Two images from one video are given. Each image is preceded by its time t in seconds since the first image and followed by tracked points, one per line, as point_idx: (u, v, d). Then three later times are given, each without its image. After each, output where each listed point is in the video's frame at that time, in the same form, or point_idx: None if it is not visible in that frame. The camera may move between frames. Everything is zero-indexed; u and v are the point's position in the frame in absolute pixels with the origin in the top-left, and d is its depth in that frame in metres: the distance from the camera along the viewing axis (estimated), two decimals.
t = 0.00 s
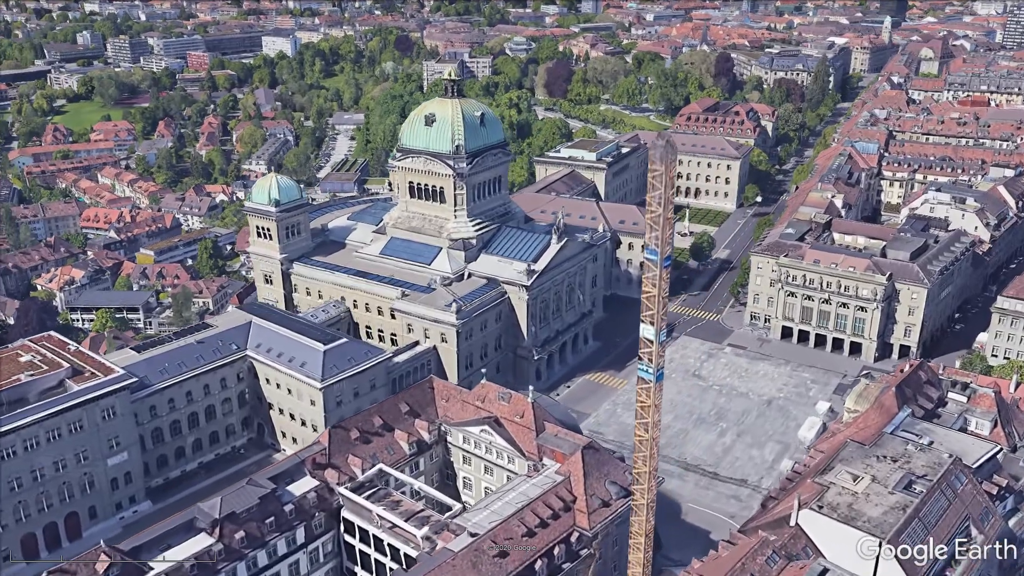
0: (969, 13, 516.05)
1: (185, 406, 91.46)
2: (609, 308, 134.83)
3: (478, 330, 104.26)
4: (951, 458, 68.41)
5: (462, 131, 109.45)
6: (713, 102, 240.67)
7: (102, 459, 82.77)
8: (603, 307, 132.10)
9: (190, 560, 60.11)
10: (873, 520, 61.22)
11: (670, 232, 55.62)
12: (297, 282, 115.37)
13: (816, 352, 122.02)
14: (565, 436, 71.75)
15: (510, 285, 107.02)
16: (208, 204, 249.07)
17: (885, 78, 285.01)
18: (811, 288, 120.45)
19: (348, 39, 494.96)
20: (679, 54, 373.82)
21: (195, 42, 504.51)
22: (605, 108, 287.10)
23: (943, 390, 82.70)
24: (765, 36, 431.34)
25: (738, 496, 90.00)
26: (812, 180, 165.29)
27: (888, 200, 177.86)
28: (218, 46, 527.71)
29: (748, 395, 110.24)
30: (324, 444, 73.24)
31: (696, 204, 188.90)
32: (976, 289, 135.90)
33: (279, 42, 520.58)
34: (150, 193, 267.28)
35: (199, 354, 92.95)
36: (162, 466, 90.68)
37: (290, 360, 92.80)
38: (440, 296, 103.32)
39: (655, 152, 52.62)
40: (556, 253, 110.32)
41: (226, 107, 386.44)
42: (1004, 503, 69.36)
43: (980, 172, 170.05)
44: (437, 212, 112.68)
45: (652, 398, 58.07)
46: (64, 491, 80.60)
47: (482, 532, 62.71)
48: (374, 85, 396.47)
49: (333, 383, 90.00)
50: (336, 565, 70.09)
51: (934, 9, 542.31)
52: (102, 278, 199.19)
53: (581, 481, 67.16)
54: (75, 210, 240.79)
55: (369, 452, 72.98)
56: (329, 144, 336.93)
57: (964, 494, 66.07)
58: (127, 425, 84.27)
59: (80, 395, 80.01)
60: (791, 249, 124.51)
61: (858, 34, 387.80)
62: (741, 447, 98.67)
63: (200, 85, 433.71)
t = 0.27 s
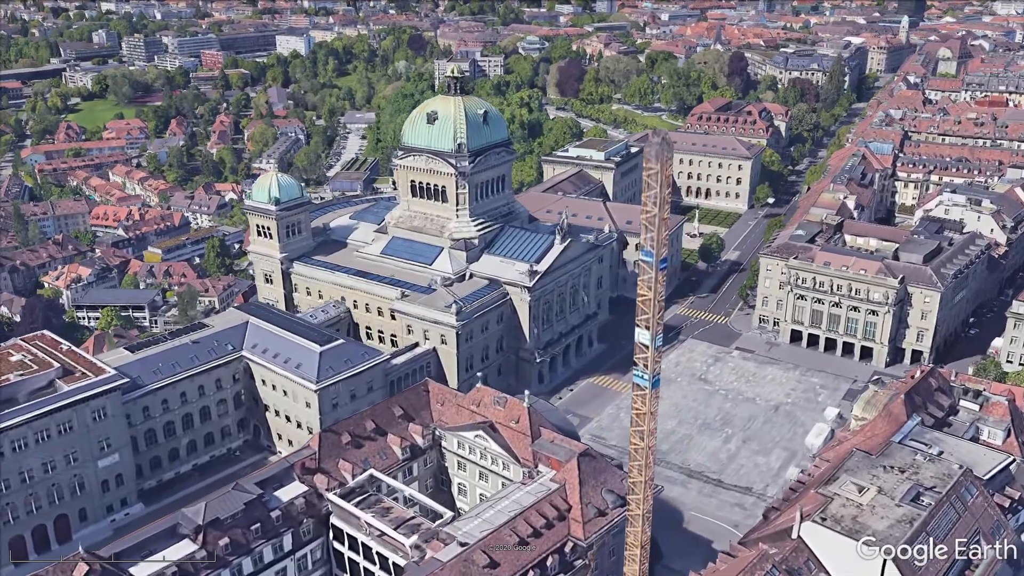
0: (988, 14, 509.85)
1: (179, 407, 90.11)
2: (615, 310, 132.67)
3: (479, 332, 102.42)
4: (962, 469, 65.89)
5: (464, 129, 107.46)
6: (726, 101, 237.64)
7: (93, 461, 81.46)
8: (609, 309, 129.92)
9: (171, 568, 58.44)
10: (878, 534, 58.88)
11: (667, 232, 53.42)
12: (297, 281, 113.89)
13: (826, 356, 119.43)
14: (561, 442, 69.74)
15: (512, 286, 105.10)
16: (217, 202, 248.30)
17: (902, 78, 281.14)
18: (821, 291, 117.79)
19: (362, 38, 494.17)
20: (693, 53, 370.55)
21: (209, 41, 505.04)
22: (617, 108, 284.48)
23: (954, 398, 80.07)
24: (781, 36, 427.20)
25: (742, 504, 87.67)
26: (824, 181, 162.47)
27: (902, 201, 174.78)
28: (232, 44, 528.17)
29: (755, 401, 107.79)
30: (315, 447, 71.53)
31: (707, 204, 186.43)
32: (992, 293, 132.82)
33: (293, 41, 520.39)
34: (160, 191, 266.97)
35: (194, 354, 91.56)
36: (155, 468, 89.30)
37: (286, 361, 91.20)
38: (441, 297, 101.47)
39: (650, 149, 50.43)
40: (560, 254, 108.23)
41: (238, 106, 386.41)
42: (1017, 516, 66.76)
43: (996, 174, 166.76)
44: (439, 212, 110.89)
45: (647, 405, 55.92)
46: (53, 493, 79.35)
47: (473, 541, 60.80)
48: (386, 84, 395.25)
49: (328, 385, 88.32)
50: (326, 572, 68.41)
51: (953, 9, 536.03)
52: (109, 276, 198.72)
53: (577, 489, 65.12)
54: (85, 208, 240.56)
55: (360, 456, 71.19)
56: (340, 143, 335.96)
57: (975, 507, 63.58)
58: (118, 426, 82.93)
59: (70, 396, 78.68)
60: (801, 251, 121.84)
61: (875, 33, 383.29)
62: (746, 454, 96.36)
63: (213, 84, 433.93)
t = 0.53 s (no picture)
0: (1009, 14, 503.21)
1: (173, 408, 88.77)
2: (621, 312, 130.52)
3: (480, 334, 100.56)
4: (971, 480, 63.51)
5: (467, 127, 105.54)
6: (739, 101, 234.76)
7: (83, 462, 80.17)
8: (614, 311, 127.73)
9: (151, 575, 56.82)
10: (882, 548, 56.61)
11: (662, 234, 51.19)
12: (297, 281, 112.50)
13: (836, 361, 116.79)
14: (556, 448, 67.69)
15: (514, 287, 103.15)
16: (227, 200, 247.57)
17: (919, 78, 277.04)
18: (831, 295, 115.16)
19: (376, 37, 493.35)
20: (707, 52, 367.31)
21: (224, 40, 505.54)
22: (629, 108, 281.93)
23: (966, 406, 77.55)
24: (797, 36, 422.96)
25: (746, 513, 85.32)
26: (837, 181, 159.66)
27: (917, 203, 171.81)
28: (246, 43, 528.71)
29: (762, 406, 105.34)
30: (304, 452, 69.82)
31: (717, 205, 184.03)
32: (1007, 297, 129.81)
33: (307, 40, 520.09)
34: (170, 189, 266.72)
35: (189, 354, 90.19)
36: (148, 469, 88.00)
37: (282, 362, 89.61)
38: (441, 298, 99.65)
39: (644, 147, 48.18)
40: (563, 255, 106.14)
41: (251, 104, 386.31)
42: None
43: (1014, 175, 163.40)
44: (440, 211, 109.12)
45: (641, 413, 53.84)
46: (42, 494, 78.16)
47: (462, 551, 58.95)
48: (398, 83, 394.10)
49: (323, 387, 86.68)
50: None
51: (972, 8, 529.36)
52: (116, 274, 198.30)
53: (571, 498, 63.16)
54: (94, 205, 240.42)
55: (351, 461, 69.47)
56: (351, 142, 335.07)
57: (985, 520, 61.17)
58: (110, 427, 81.67)
59: (59, 396, 77.38)
60: (811, 253, 119.24)
61: (892, 33, 378.48)
62: (751, 460, 94.04)
63: (227, 82, 434.17)
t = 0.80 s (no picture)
0: None
1: (167, 409, 87.45)
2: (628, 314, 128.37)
3: (480, 336, 98.70)
4: (981, 493, 61.10)
5: (469, 125, 103.77)
6: (752, 101, 231.89)
7: (73, 464, 78.97)
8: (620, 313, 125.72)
9: None
10: (886, 564, 54.36)
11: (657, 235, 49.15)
12: (298, 280, 111.09)
13: (846, 366, 114.18)
14: (551, 455, 65.73)
15: (516, 288, 101.26)
16: (236, 199, 246.90)
17: (936, 78, 272.94)
18: (842, 298, 112.53)
19: (390, 36, 492.32)
20: (722, 52, 363.83)
21: (239, 39, 505.64)
22: (642, 107, 279.19)
23: (977, 415, 75.02)
24: (813, 36, 418.66)
25: (749, 522, 83.03)
26: (850, 182, 156.91)
27: (932, 205, 168.68)
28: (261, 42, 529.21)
29: (769, 412, 102.97)
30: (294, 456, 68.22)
31: (728, 206, 181.56)
32: None
33: (321, 39, 519.62)
34: (181, 187, 266.57)
35: (184, 354, 88.87)
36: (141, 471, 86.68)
37: (277, 364, 88.08)
38: (441, 299, 97.90)
39: (637, 145, 46.17)
40: (567, 256, 104.15)
41: (264, 103, 386.19)
42: None
43: None
44: (442, 211, 107.38)
45: (634, 421, 51.88)
46: (31, 496, 76.97)
47: (450, 562, 57.17)
48: (411, 82, 392.85)
49: (318, 389, 85.08)
50: None
51: (993, 8, 522.37)
52: (124, 272, 198.01)
53: (565, 507, 61.23)
54: (105, 203, 240.43)
55: (341, 466, 67.78)
56: (363, 141, 333.98)
57: (996, 535, 58.74)
58: (101, 429, 80.41)
59: (49, 397, 76.11)
60: (822, 255, 116.64)
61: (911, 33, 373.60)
62: (757, 468, 91.75)
63: (241, 81, 434.28)
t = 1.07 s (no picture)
0: None
1: (161, 411, 86.22)
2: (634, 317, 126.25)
3: (480, 337, 96.94)
4: (992, 506, 58.81)
5: (472, 123, 102.09)
6: (765, 100, 228.96)
7: (64, 466, 77.80)
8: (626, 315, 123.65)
9: None
10: None
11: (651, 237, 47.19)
12: (298, 280, 109.74)
13: (857, 371, 111.59)
14: (546, 462, 63.85)
15: (518, 289, 99.42)
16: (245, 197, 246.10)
17: (954, 77, 268.90)
18: (853, 301, 110.04)
19: (403, 35, 491.22)
20: (737, 51, 360.36)
21: (253, 37, 505.24)
22: (654, 107, 276.45)
23: (988, 424, 72.62)
24: (830, 35, 414.46)
25: (754, 531, 80.81)
26: (863, 183, 154.09)
27: (947, 207, 165.54)
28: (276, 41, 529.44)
29: (776, 417, 100.61)
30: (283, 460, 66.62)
31: (740, 207, 178.98)
32: None
33: (336, 37, 518.70)
34: (191, 186, 266.19)
35: (178, 355, 87.59)
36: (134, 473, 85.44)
37: (272, 364, 86.60)
38: (441, 300, 96.25)
39: (629, 141, 44.22)
40: (570, 256, 102.24)
41: (277, 101, 385.86)
42: None
43: None
44: (444, 210, 105.70)
45: (627, 429, 49.90)
46: (20, 497, 75.81)
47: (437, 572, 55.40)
48: (424, 81, 391.49)
49: (313, 391, 83.53)
50: None
51: (1013, 8, 515.58)
52: (132, 270, 197.54)
53: (558, 516, 59.35)
54: (115, 201, 240.19)
55: (331, 471, 66.16)
56: (375, 140, 332.82)
57: (1006, 550, 56.42)
58: (92, 429, 79.21)
59: (38, 397, 74.88)
60: (832, 258, 114.20)
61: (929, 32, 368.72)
62: (762, 475, 89.49)
63: (254, 80, 433.84)
